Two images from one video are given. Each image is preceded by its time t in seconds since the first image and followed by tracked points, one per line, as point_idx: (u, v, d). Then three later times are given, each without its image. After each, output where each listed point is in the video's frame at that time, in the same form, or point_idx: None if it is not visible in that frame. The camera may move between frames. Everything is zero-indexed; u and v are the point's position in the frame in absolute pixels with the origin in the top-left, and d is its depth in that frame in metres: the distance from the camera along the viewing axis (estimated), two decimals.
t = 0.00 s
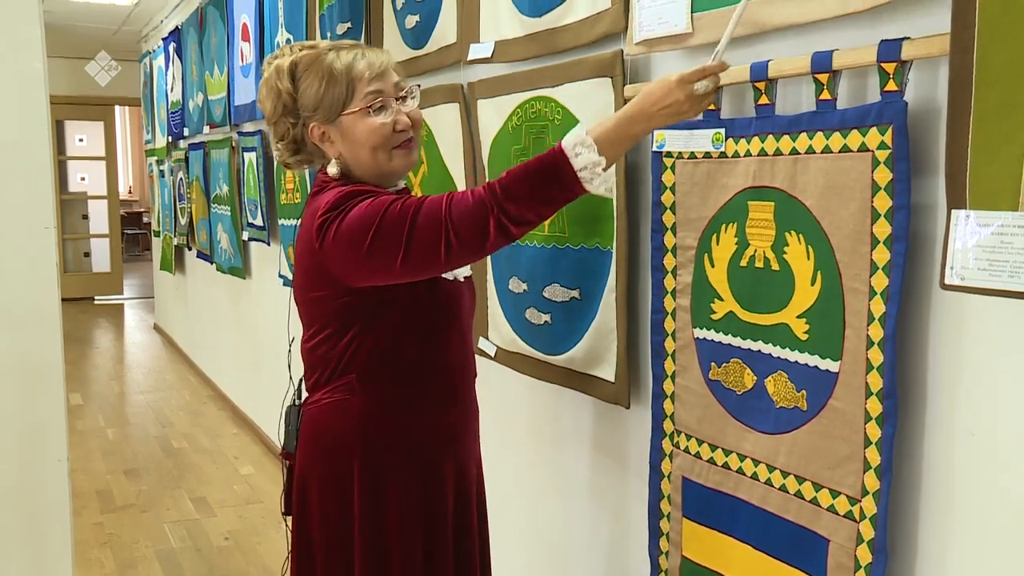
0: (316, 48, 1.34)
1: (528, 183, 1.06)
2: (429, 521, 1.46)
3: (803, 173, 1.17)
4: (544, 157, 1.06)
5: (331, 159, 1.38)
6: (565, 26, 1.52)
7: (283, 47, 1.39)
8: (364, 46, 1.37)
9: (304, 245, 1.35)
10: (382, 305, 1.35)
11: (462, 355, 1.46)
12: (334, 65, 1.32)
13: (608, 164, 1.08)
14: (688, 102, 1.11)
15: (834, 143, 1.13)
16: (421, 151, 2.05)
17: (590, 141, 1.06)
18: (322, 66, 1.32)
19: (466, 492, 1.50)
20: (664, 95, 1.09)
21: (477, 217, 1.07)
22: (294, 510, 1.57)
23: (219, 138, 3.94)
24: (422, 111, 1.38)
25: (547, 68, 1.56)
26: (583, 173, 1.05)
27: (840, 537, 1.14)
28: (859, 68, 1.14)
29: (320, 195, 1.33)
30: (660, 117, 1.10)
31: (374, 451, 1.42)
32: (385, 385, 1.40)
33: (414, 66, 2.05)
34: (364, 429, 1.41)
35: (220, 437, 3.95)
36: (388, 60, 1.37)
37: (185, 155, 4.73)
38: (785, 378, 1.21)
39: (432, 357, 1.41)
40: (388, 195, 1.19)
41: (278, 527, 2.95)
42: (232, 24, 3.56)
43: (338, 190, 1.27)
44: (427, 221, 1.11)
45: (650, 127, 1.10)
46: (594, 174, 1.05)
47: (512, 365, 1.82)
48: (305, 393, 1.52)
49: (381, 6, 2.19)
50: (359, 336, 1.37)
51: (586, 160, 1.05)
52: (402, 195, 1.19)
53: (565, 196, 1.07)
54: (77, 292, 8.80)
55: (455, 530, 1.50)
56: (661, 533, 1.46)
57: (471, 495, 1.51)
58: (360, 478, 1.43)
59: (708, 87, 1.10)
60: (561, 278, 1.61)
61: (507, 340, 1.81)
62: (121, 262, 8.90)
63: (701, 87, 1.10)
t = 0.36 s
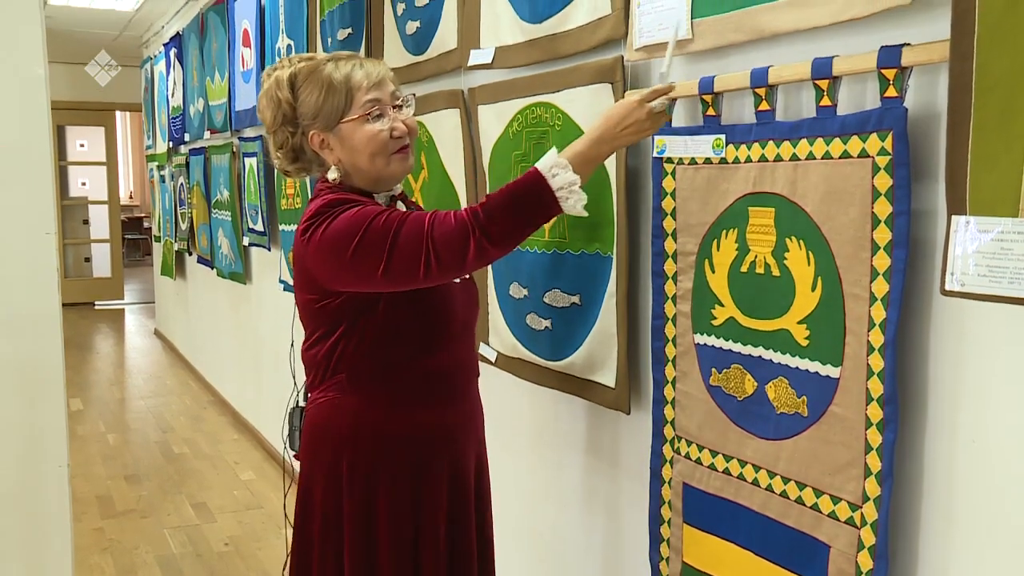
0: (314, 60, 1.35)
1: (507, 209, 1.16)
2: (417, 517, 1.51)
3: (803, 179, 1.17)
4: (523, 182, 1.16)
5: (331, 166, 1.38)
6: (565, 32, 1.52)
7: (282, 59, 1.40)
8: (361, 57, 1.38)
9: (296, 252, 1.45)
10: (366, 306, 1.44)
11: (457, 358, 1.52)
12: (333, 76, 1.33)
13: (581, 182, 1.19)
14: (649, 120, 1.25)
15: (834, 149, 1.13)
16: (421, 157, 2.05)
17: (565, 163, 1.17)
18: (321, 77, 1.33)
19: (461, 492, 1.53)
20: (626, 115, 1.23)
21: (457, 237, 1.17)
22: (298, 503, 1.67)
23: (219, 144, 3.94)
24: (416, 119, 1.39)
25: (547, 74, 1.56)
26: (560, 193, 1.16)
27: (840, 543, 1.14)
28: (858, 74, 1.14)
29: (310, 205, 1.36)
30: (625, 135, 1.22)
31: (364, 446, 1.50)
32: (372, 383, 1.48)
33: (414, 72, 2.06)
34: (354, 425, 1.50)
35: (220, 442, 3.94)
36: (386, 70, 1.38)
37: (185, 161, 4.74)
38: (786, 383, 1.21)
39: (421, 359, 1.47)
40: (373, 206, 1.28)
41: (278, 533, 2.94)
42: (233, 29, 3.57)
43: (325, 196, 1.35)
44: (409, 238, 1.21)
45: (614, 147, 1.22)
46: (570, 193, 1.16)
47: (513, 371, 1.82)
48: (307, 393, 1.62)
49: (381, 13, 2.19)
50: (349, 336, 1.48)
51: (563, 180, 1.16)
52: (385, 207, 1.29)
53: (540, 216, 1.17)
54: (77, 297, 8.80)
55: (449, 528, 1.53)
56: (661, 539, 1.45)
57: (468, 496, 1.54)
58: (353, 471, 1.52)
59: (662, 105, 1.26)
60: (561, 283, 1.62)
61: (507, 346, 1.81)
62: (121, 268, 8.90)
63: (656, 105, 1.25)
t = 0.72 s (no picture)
0: (319, 73, 1.36)
1: (498, 217, 1.19)
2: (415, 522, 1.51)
3: (803, 189, 1.17)
4: (510, 190, 1.20)
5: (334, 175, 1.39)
6: (565, 41, 1.53)
7: (289, 72, 1.41)
8: (364, 70, 1.39)
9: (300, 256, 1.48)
10: (364, 310, 1.46)
11: (458, 363, 1.51)
12: (335, 89, 1.34)
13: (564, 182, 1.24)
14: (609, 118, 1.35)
15: (834, 158, 1.13)
16: (421, 166, 2.05)
17: (544, 166, 1.21)
18: (324, 89, 1.34)
19: (460, 498, 1.52)
20: (590, 117, 1.32)
21: (451, 244, 1.19)
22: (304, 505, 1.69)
23: (219, 152, 3.95)
24: (417, 129, 1.39)
25: (547, 83, 1.56)
26: (543, 195, 1.20)
27: (840, 552, 1.14)
28: (858, 84, 1.15)
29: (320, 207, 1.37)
30: (593, 136, 1.32)
31: (362, 449, 1.51)
32: (369, 386, 1.49)
33: (414, 81, 2.06)
34: (352, 427, 1.52)
35: (219, 450, 3.94)
36: (387, 81, 1.38)
37: (185, 169, 4.74)
38: (786, 393, 1.21)
39: (419, 362, 1.47)
40: (370, 214, 1.30)
41: (278, 542, 2.94)
42: (233, 38, 3.58)
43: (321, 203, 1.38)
44: (404, 247, 1.23)
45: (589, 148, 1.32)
46: (553, 194, 1.20)
47: (512, 380, 1.81)
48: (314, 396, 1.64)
49: (380, 22, 2.20)
50: (348, 340, 1.49)
51: (545, 182, 1.20)
52: (383, 214, 1.31)
53: (529, 220, 1.21)
54: (77, 305, 8.80)
55: (447, 535, 1.52)
56: (661, 548, 1.45)
57: (467, 503, 1.53)
58: (351, 474, 1.53)
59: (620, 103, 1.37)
60: (561, 292, 1.62)
61: (507, 355, 1.81)
62: (121, 275, 8.90)
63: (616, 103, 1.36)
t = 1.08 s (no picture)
0: (328, 85, 1.37)
1: (495, 215, 1.18)
2: (413, 527, 1.50)
3: (802, 198, 1.17)
4: (507, 190, 1.19)
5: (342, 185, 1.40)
6: (565, 50, 1.53)
7: (301, 85, 1.42)
8: (372, 81, 1.39)
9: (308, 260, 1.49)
10: (368, 315, 1.46)
11: (461, 369, 1.50)
12: (341, 101, 1.35)
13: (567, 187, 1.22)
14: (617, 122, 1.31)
15: (833, 168, 1.13)
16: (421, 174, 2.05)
17: (547, 167, 1.19)
18: (330, 101, 1.35)
19: (460, 504, 1.51)
20: (595, 121, 1.29)
21: (448, 243, 1.19)
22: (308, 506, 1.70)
23: (219, 160, 3.95)
24: (424, 140, 1.39)
25: (547, 92, 1.56)
26: (544, 197, 1.18)
27: (841, 562, 1.14)
28: (857, 94, 1.15)
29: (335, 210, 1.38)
30: (597, 141, 1.28)
31: (363, 452, 1.51)
32: (372, 390, 1.49)
33: (414, 90, 2.06)
34: (354, 430, 1.52)
35: (219, 459, 3.93)
36: (394, 93, 1.38)
37: (185, 177, 4.75)
38: (786, 402, 1.21)
39: (422, 367, 1.47)
40: (373, 219, 1.30)
41: (277, 551, 2.93)
42: (233, 47, 3.59)
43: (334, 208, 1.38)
44: (404, 248, 1.23)
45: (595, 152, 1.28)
46: (553, 196, 1.18)
47: (512, 389, 1.81)
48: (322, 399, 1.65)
49: (380, 33, 2.20)
50: (352, 344, 1.50)
51: (546, 183, 1.18)
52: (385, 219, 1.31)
53: (527, 220, 1.19)
54: (77, 312, 8.79)
55: (446, 540, 1.51)
56: (661, 557, 1.45)
57: (467, 508, 1.52)
58: (352, 476, 1.53)
59: (629, 106, 1.31)
60: (561, 301, 1.62)
61: (507, 364, 1.80)
62: (121, 283, 8.90)
63: (623, 107, 1.30)
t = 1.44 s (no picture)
0: (337, 98, 1.37)
1: (490, 223, 1.17)
2: (410, 534, 1.50)
3: (800, 208, 1.17)
4: (504, 199, 1.18)
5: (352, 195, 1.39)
6: (564, 60, 1.53)
7: (311, 98, 1.43)
8: (380, 93, 1.39)
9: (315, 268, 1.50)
10: (372, 322, 1.47)
11: (464, 378, 1.50)
12: (350, 111, 1.35)
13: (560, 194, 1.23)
14: (618, 130, 1.32)
15: (831, 178, 1.14)
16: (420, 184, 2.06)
17: (542, 175, 1.19)
18: (339, 112, 1.35)
19: (457, 513, 1.50)
20: (597, 129, 1.30)
21: (443, 252, 1.19)
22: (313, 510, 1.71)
23: (219, 169, 3.95)
24: (431, 148, 1.39)
25: (546, 102, 1.56)
26: (539, 206, 1.18)
27: (840, 571, 1.14)
28: (855, 104, 1.15)
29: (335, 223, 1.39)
30: (599, 149, 1.29)
31: (363, 458, 1.52)
32: (374, 396, 1.50)
33: (413, 99, 2.07)
34: (356, 435, 1.52)
35: (218, 468, 3.93)
36: (402, 103, 1.39)
37: (185, 186, 4.76)
38: (784, 411, 1.21)
39: (424, 375, 1.47)
40: (376, 228, 1.31)
41: (276, 560, 2.92)
42: (232, 55, 3.59)
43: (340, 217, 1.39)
44: (402, 257, 1.23)
45: (595, 160, 1.29)
46: (547, 204, 1.18)
47: (510, 398, 1.81)
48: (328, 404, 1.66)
49: (379, 43, 2.21)
50: (356, 350, 1.50)
51: (540, 191, 1.18)
52: (389, 228, 1.31)
53: (523, 228, 1.19)
54: (76, 321, 8.78)
55: (442, 548, 1.50)
56: (661, 567, 1.45)
57: (465, 518, 1.51)
58: (353, 482, 1.54)
59: (630, 114, 1.31)
60: (559, 310, 1.62)
61: (507, 374, 1.80)
62: (121, 292, 8.89)
63: (624, 115, 1.31)
